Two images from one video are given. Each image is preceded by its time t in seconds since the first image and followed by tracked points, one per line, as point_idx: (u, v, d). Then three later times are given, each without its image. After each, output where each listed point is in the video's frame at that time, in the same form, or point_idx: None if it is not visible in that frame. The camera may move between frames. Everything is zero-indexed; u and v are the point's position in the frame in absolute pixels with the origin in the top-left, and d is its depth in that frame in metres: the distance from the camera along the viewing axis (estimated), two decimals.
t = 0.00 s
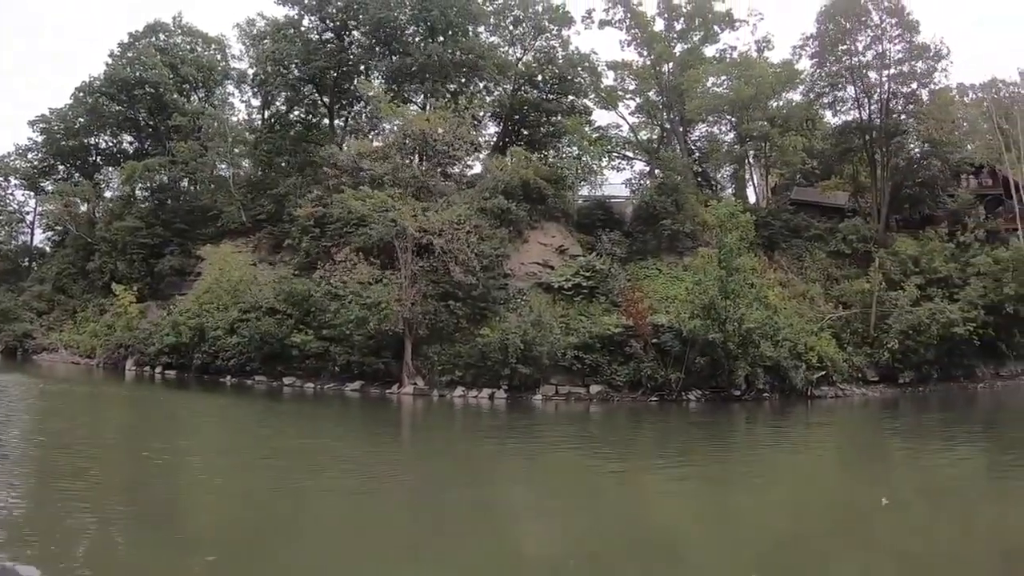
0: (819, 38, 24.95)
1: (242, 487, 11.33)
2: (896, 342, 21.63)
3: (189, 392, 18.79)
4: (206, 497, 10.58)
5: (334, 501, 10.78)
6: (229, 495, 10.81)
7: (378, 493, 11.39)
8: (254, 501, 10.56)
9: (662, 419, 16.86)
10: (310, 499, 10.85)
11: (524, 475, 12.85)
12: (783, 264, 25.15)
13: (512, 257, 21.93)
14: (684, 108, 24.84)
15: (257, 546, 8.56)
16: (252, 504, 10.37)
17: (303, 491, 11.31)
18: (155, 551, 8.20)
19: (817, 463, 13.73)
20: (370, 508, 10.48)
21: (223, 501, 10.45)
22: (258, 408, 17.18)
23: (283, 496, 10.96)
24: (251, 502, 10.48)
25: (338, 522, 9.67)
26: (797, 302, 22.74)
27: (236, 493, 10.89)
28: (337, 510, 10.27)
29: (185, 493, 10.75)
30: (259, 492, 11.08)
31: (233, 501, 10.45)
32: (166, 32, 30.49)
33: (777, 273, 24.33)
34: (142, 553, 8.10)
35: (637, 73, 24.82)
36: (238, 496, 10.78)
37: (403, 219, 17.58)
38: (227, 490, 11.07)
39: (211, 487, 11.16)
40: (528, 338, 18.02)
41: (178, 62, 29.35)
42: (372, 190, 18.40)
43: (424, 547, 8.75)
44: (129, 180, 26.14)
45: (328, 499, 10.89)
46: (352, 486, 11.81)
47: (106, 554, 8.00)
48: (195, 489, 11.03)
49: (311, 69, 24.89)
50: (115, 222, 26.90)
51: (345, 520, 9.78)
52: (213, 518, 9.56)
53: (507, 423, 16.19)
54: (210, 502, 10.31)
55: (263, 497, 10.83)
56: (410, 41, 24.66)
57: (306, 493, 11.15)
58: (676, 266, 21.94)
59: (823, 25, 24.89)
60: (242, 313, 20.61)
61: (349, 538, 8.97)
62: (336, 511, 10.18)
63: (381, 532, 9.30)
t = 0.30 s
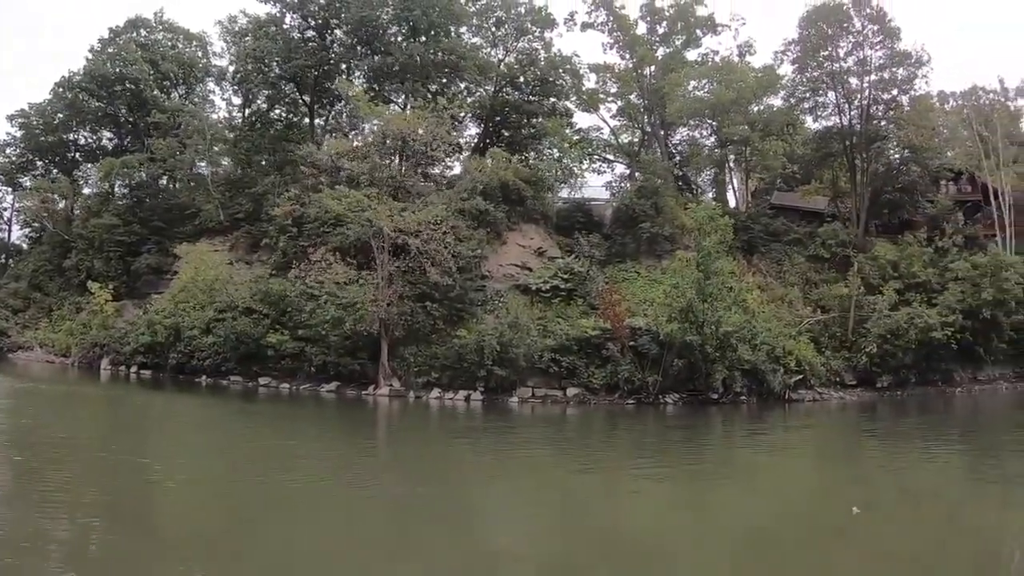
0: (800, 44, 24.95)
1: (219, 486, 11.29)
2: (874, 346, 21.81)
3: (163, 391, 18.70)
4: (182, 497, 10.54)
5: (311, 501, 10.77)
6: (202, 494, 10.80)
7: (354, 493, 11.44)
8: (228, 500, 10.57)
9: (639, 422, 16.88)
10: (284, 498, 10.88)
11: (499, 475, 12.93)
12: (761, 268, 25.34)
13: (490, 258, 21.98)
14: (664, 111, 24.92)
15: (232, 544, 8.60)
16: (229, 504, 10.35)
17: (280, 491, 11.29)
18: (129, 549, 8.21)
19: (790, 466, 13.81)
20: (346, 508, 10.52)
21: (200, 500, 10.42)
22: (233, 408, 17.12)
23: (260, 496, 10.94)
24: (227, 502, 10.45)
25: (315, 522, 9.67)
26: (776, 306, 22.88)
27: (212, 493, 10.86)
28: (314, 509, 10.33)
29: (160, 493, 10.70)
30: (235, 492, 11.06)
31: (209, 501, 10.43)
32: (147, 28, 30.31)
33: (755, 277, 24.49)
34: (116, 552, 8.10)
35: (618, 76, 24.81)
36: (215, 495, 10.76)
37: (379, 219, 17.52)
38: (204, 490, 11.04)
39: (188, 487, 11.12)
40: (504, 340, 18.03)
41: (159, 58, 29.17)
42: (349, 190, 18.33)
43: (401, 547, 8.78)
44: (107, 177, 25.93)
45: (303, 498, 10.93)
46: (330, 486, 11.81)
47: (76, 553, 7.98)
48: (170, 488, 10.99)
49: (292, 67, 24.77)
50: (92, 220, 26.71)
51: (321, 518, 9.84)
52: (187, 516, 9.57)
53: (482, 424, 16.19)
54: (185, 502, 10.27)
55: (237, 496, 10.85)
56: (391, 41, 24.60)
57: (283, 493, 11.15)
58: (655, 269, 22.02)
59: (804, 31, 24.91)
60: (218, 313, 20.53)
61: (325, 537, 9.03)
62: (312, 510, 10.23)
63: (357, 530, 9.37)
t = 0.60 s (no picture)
0: (777, 50, 25.15)
1: (192, 487, 11.20)
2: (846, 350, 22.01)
3: (131, 391, 18.52)
4: (154, 497, 10.45)
5: (286, 502, 10.74)
6: (170, 493, 10.74)
7: (325, 493, 11.46)
8: (197, 499, 10.53)
9: (610, 425, 16.95)
10: (254, 498, 10.86)
11: (470, 476, 13.00)
12: (735, 271, 25.53)
13: (463, 259, 21.99)
14: (640, 115, 25.02)
15: (203, 543, 8.59)
16: (202, 504, 10.28)
17: (254, 492, 11.23)
18: (96, 548, 8.16)
19: (756, 469, 13.94)
20: (316, 508, 10.54)
21: (172, 501, 10.33)
22: (203, 407, 16.99)
23: (235, 496, 10.89)
24: (196, 502, 10.37)
25: (284, 522, 9.65)
26: (749, 310, 23.07)
27: (185, 493, 10.78)
28: (284, 509, 10.33)
29: (127, 492, 10.62)
30: (209, 492, 10.98)
31: (182, 501, 10.35)
32: (123, 22, 29.98)
33: (728, 280, 24.67)
34: (83, 551, 8.05)
35: (594, 79, 24.86)
36: (188, 495, 10.68)
37: (350, 219, 17.44)
38: (177, 490, 10.94)
39: (160, 487, 11.03)
40: (476, 341, 18.04)
41: (134, 53, 28.85)
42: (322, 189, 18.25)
43: (377, 548, 8.78)
44: (79, 172, 25.62)
45: (274, 498, 10.93)
46: (306, 487, 11.77)
47: (41, 551, 7.93)
48: (138, 488, 10.87)
49: (267, 64, 24.63)
50: (63, 216, 26.39)
51: (292, 517, 9.86)
52: (155, 515, 9.52)
53: (452, 426, 16.18)
54: (158, 502, 10.19)
55: (207, 495, 10.82)
56: (368, 40, 24.52)
57: (253, 493, 11.13)
58: (628, 272, 22.09)
59: (781, 37, 25.05)
60: (188, 312, 20.37)
61: (297, 536, 9.06)
62: (281, 510, 10.23)
63: (329, 530, 9.40)
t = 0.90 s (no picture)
0: (749, 55, 25.33)
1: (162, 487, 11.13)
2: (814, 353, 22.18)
3: (94, 390, 18.23)
4: (118, 497, 10.34)
5: (259, 502, 10.71)
6: (133, 493, 10.63)
7: (291, 493, 11.43)
8: (160, 499, 10.44)
9: (577, 427, 17.00)
10: (219, 497, 10.80)
11: (436, 476, 13.04)
12: (704, 274, 25.73)
13: (431, 259, 22.01)
14: (611, 116, 25.12)
15: (168, 543, 8.54)
16: (172, 504, 10.22)
17: (225, 492, 11.17)
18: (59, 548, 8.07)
19: (718, 471, 14.08)
20: (283, 508, 10.51)
21: (141, 501, 10.26)
22: (167, 407, 16.78)
23: (202, 496, 10.82)
24: (159, 502, 10.27)
25: (251, 522, 9.62)
26: (718, 313, 23.29)
27: (156, 493, 10.70)
28: (250, 509, 10.30)
29: (88, 492, 10.48)
30: (179, 492, 10.91)
31: (152, 501, 10.27)
32: (93, 14, 29.51)
33: (697, 283, 24.87)
34: (44, 551, 7.95)
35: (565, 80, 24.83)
36: (158, 495, 10.61)
37: (315, 219, 17.28)
38: (147, 490, 10.86)
39: (129, 487, 10.94)
40: (441, 343, 18.04)
41: (103, 46, 28.49)
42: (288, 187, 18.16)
43: (351, 547, 8.81)
44: (45, 167, 25.19)
45: (239, 498, 10.88)
46: (272, 487, 11.72)
47: None
48: (98, 488, 10.73)
49: (238, 59, 24.53)
50: (28, 211, 25.93)
51: (259, 518, 9.83)
52: (118, 515, 9.42)
53: (417, 427, 16.12)
54: (121, 502, 10.09)
55: (171, 495, 10.73)
56: (339, 37, 24.51)
57: (217, 493, 11.06)
58: (597, 274, 22.21)
59: (754, 42, 25.20)
60: (153, 311, 20.15)
61: (265, 535, 9.05)
62: (247, 510, 10.20)
63: (298, 530, 9.41)
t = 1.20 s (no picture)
0: (725, 60, 25.70)
1: (125, 487, 10.99)
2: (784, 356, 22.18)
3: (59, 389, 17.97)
4: (80, 497, 10.22)
5: (224, 502, 10.66)
6: (95, 493, 10.51)
7: (258, 493, 11.38)
8: (123, 499, 10.34)
9: (547, 428, 17.05)
10: (184, 498, 10.73)
11: (403, 476, 13.06)
12: (677, 277, 25.89)
13: (403, 259, 21.97)
14: (586, 118, 25.21)
15: (132, 543, 8.48)
16: (136, 504, 10.11)
17: (190, 492, 11.06)
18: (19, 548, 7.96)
19: (684, 473, 14.18)
20: (249, 508, 10.47)
21: (103, 501, 10.13)
22: (134, 407, 16.59)
23: (166, 496, 10.74)
24: (122, 501, 10.17)
25: (217, 521, 9.58)
26: (690, 316, 23.52)
27: (119, 493, 10.60)
28: (215, 509, 10.24)
29: (49, 492, 10.34)
30: (143, 492, 10.79)
31: (115, 501, 10.15)
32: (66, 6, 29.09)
33: (670, 286, 25.06)
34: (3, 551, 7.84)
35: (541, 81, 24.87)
36: (121, 496, 10.48)
37: (284, 217, 17.11)
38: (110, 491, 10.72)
39: (92, 487, 10.82)
40: (411, 343, 17.95)
41: (76, 39, 28.11)
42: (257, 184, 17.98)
43: (319, 546, 8.84)
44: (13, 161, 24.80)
45: (205, 498, 10.82)
46: (238, 487, 11.66)
47: None
48: (59, 488, 10.58)
49: (212, 55, 24.31)
50: None
51: (225, 518, 9.79)
52: (79, 515, 9.32)
53: (385, 428, 16.10)
54: (84, 502, 9.98)
55: (134, 494, 10.64)
56: (315, 35, 24.38)
57: (182, 493, 10.98)
58: (568, 275, 22.50)
59: (730, 47, 25.62)
60: (121, 309, 19.90)
61: (231, 535, 9.02)
62: (213, 510, 10.14)
63: (265, 529, 9.40)
